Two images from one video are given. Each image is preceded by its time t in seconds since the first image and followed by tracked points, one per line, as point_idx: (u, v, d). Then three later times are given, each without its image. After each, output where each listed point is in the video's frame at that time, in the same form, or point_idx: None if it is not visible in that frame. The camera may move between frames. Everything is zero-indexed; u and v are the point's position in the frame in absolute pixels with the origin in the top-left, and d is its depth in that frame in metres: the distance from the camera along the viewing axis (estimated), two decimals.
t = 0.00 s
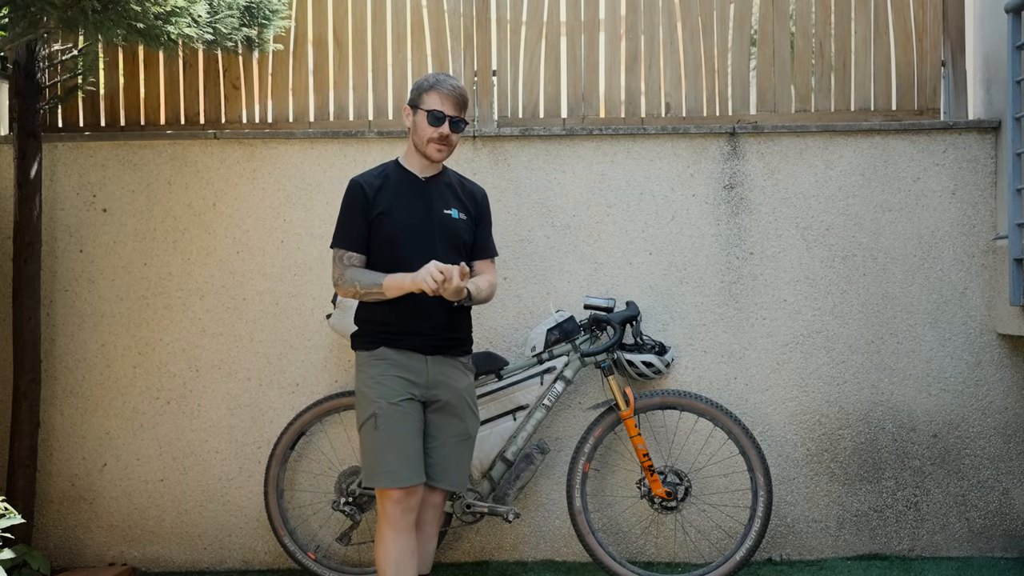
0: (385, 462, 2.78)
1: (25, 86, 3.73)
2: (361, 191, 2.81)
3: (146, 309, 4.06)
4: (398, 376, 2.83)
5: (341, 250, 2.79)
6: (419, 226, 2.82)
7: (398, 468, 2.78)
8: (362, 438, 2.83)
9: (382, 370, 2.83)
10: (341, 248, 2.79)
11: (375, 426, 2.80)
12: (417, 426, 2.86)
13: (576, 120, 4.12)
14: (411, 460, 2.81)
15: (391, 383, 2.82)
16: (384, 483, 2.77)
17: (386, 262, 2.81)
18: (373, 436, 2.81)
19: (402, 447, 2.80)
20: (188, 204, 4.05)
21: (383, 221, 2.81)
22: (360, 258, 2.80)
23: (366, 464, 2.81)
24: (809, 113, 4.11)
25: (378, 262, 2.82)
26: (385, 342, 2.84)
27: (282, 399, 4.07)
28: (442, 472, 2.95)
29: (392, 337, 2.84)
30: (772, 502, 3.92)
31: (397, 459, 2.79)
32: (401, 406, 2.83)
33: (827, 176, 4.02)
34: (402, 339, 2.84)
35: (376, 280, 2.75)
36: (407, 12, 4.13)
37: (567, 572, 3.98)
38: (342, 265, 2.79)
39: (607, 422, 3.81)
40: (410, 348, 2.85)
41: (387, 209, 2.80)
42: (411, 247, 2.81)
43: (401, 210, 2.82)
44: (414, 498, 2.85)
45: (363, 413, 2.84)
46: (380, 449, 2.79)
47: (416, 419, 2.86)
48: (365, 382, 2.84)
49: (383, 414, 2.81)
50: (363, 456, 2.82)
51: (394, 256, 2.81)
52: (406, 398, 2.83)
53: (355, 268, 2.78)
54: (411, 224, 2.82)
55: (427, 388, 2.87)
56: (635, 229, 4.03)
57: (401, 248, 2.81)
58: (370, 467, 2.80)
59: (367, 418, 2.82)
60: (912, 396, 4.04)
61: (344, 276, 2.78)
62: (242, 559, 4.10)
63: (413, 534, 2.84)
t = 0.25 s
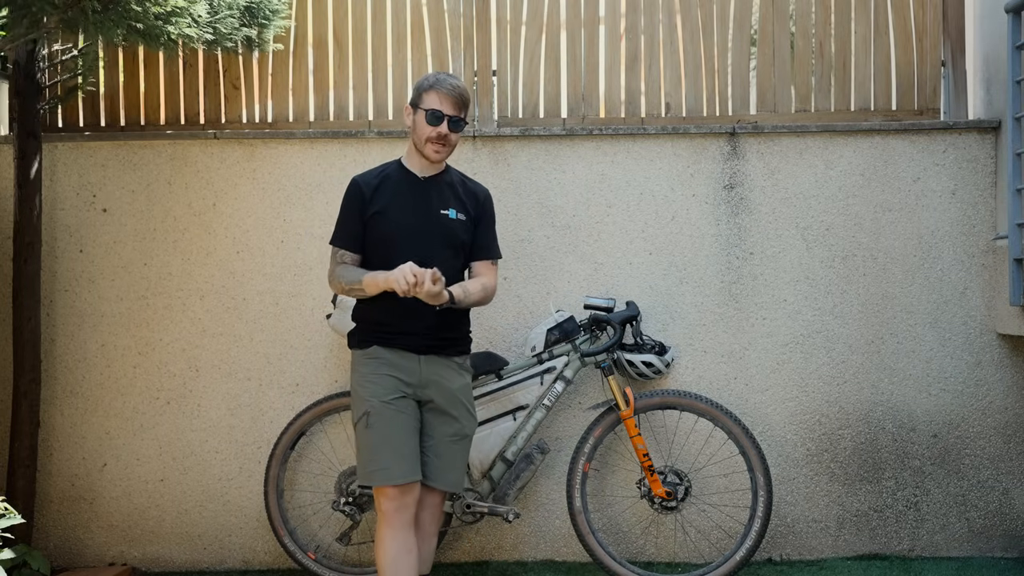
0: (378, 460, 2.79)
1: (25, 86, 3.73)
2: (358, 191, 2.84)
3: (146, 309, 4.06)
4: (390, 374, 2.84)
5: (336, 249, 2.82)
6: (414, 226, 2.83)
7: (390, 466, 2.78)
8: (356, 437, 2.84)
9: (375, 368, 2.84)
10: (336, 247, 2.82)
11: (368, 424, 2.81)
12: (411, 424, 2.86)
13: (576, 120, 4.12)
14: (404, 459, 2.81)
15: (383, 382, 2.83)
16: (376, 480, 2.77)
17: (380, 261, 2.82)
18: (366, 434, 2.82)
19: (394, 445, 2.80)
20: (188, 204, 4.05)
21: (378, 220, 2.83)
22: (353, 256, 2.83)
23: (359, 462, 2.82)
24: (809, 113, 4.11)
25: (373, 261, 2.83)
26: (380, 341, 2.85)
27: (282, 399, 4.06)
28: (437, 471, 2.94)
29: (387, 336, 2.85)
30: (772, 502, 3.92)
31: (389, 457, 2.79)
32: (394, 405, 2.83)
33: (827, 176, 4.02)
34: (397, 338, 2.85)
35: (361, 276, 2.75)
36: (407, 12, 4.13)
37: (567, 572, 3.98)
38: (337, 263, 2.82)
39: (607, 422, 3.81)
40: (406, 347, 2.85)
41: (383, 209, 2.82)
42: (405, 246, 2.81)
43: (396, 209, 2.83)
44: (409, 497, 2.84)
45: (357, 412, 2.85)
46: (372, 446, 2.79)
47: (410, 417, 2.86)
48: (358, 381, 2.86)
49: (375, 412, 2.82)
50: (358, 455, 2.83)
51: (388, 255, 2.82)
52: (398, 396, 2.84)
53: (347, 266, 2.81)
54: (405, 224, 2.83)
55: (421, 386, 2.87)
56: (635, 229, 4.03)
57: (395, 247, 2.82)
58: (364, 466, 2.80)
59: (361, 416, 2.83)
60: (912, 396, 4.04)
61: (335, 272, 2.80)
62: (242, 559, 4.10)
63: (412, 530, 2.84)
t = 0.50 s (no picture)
0: (369, 459, 2.78)
1: (25, 86, 3.73)
2: (356, 191, 2.82)
3: (146, 309, 4.06)
4: (385, 373, 2.84)
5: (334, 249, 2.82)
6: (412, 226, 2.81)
7: (379, 465, 2.77)
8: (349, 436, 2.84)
9: (369, 368, 2.85)
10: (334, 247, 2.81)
11: (361, 422, 2.81)
12: (404, 424, 2.85)
13: (576, 120, 4.12)
14: (395, 458, 2.79)
15: (377, 381, 2.83)
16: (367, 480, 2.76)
17: (378, 261, 2.81)
18: (359, 433, 2.82)
19: (385, 444, 2.79)
20: (188, 204, 4.05)
21: (376, 220, 2.81)
22: (351, 256, 2.81)
23: (351, 462, 2.82)
24: (809, 113, 4.11)
25: (371, 261, 2.82)
26: (377, 340, 2.86)
27: (282, 399, 4.07)
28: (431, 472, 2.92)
29: (384, 336, 2.85)
30: (772, 502, 3.91)
31: (379, 456, 2.78)
32: (386, 404, 2.83)
33: (827, 176, 4.02)
34: (393, 338, 2.85)
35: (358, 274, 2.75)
36: (406, 12, 4.13)
37: (567, 572, 3.98)
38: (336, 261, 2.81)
39: (607, 422, 3.81)
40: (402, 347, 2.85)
41: (381, 209, 2.81)
42: (403, 247, 2.80)
43: (395, 209, 2.82)
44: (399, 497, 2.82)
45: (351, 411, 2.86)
46: (364, 446, 2.79)
47: (403, 417, 2.85)
48: (353, 380, 2.87)
49: (369, 411, 2.82)
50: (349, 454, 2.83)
51: (386, 255, 2.81)
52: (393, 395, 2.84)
53: (343, 265, 2.80)
54: (404, 224, 2.81)
55: (416, 386, 2.87)
56: (635, 229, 4.03)
57: (394, 248, 2.80)
58: (354, 465, 2.80)
59: (354, 416, 2.84)
60: (912, 396, 4.04)
61: (332, 272, 2.79)
62: (242, 559, 4.10)
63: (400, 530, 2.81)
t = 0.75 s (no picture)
0: (369, 466, 2.74)
1: (25, 85, 3.73)
2: (349, 193, 2.78)
3: (146, 309, 4.06)
4: (386, 376, 2.80)
5: (326, 253, 2.79)
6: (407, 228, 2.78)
7: (377, 473, 2.73)
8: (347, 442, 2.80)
9: (369, 373, 2.80)
10: (326, 250, 2.79)
11: (360, 428, 2.78)
12: (405, 429, 2.81)
13: (576, 120, 4.12)
14: (394, 465, 2.76)
15: (377, 385, 2.79)
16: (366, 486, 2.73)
17: (373, 265, 2.79)
18: (358, 439, 2.78)
19: (384, 451, 2.75)
20: (188, 204, 4.05)
21: (370, 223, 2.78)
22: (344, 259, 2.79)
23: (349, 469, 2.78)
24: (809, 113, 4.11)
25: (366, 264, 2.79)
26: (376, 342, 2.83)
27: (282, 399, 4.06)
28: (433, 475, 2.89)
29: (384, 338, 2.81)
30: (772, 502, 3.92)
31: (377, 463, 2.74)
32: (385, 410, 2.78)
33: (827, 176, 4.02)
34: (393, 340, 2.81)
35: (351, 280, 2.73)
36: (407, 12, 4.13)
37: (567, 572, 3.98)
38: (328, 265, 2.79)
39: (607, 422, 3.80)
40: (402, 349, 2.81)
41: (374, 211, 2.77)
42: (399, 249, 2.78)
43: (389, 211, 2.79)
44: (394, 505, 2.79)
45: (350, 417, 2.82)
46: (363, 452, 2.75)
47: (403, 422, 2.81)
48: (353, 385, 2.83)
49: (369, 416, 2.78)
50: (347, 460, 2.79)
51: (380, 258, 2.78)
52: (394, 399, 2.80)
53: (336, 269, 2.77)
54: (399, 226, 2.78)
55: (417, 389, 2.83)
56: (635, 229, 4.03)
57: (389, 250, 2.78)
58: (352, 472, 2.76)
59: (353, 422, 2.80)
60: (912, 396, 4.04)
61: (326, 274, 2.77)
62: (242, 559, 4.10)
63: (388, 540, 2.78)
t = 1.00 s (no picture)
0: (365, 476, 2.72)
1: (25, 86, 3.73)
2: (337, 190, 2.75)
3: (146, 309, 4.06)
4: (381, 383, 2.77)
5: (313, 250, 2.75)
6: (397, 224, 2.76)
7: (376, 482, 2.72)
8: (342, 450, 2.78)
9: (364, 379, 2.77)
10: (313, 248, 2.74)
11: (355, 437, 2.75)
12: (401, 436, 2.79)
13: (576, 120, 4.12)
14: (392, 474, 2.75)
15: (372, 392, 2.76)
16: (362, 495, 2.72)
17: (361, 262, 2.75)
18: (352, 448, 2.75)
19: (382, 460, 2.74)
20: (188, 204, 4.05)
21: (358, 219, 2.74)
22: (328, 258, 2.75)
23: (345, 477, 2.76)
24: (809, 113, 4.11)
25: (355, 262, 2.76)
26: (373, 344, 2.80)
27: (282, 399, 4.07)
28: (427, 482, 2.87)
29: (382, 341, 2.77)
30: (772, 502, 3.91)
31: (374, 472, 2.73)
32: (382, 417, 2.75)
33: (827, 176, 4.02)
34: (389, 343, 2.77)
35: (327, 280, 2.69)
36: (406, 12, 4.13)
37: (567, 572, 3.98)
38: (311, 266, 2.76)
39: (607, 422, 3.80)
40: (397, 352, 2.78)
41: (363, 207, 2.74)
42: (390, 245, 2.75)
43: (378, 207, 2.76)
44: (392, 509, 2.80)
45: (345, 424, 2.78)
46: (359, 461, 2.73)
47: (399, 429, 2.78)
48: (347, 392, 2.79)
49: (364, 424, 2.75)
50: (343, 469, 2.77)
51: (369, 255, 2.75)
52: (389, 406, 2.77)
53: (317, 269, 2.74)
54: (390, 222, 2.76)
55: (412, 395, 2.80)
56: (635, 229, 4.03)
57: (380, 247, 2.74)
58: (349, 481, 2.74)
59: (349, 430, 2.76)
60: (912, 396, 4.04)
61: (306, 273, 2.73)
62: (242, 559, 4.10)
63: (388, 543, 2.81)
